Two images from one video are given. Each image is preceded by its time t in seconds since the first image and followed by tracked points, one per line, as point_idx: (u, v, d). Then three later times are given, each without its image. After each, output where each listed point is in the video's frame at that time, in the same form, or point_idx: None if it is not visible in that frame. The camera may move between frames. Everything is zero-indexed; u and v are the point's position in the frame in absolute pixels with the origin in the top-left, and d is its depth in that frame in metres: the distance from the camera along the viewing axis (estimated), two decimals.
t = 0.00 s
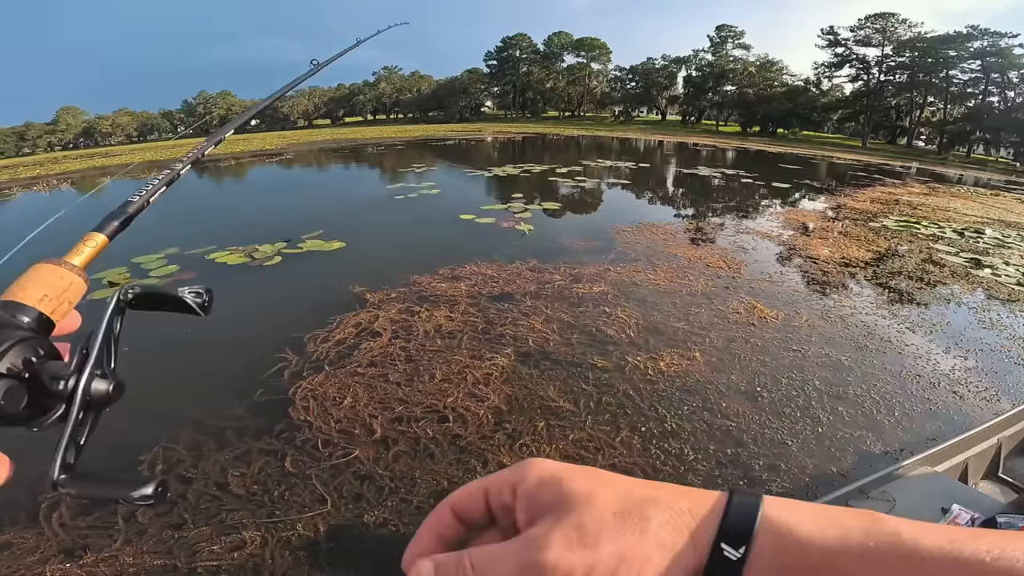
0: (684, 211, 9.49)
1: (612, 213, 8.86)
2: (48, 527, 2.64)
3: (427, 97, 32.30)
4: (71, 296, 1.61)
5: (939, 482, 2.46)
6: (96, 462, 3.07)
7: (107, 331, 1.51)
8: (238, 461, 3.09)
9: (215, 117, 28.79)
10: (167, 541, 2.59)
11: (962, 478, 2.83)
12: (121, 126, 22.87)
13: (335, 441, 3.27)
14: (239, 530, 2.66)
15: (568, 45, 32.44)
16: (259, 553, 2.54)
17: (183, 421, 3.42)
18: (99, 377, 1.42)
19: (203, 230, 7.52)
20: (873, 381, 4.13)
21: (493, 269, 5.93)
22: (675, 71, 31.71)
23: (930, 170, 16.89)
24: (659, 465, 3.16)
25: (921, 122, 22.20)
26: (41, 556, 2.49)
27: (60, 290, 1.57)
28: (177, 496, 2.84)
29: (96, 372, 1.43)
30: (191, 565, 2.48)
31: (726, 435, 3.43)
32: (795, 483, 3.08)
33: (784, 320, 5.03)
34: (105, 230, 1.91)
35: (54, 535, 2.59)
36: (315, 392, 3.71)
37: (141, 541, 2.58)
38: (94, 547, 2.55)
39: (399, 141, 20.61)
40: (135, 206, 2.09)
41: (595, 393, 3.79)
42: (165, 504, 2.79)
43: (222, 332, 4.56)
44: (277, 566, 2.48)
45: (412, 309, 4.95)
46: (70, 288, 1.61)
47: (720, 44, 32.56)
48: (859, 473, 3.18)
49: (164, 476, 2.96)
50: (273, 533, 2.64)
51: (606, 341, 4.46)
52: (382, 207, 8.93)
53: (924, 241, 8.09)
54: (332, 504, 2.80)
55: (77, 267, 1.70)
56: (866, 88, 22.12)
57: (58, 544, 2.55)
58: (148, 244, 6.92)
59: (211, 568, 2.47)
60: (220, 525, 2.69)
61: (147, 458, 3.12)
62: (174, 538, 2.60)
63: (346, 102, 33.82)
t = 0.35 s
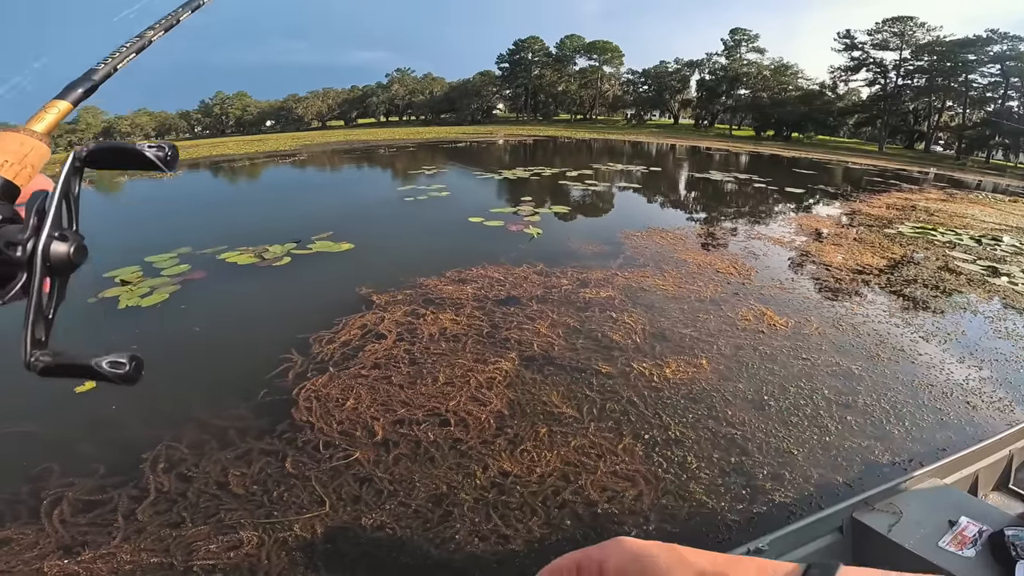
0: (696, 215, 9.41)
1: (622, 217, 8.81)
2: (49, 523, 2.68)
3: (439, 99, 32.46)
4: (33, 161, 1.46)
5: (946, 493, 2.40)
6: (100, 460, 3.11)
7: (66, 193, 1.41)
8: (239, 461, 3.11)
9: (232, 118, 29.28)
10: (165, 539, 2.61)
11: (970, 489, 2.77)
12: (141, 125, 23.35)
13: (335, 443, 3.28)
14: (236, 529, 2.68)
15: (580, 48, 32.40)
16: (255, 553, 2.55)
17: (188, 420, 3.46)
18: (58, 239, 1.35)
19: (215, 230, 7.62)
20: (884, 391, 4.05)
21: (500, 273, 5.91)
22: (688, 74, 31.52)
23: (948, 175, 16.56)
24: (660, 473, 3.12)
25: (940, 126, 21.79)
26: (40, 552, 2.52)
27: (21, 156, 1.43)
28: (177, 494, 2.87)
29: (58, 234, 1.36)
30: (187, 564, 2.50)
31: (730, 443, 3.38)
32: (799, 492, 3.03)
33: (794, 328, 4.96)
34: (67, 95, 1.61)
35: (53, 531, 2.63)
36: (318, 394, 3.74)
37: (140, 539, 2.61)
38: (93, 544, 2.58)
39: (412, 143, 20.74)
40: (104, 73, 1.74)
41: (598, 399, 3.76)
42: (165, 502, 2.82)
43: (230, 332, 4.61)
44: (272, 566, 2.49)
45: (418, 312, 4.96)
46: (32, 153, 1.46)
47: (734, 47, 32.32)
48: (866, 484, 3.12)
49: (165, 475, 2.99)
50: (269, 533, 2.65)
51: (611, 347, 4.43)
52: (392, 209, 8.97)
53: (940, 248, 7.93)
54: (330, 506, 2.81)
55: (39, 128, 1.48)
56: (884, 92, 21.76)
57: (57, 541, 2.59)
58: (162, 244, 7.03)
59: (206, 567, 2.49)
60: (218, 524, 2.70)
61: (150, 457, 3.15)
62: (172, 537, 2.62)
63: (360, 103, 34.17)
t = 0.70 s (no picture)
0: (713, 220, 9.31)
1: (637, 221, 8.75)
2: (67, 517, 2.75)
3: (455, 100, 32.60)
4: (71, 191, 1.51)
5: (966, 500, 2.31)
6: (118, 454, 3.19)
7: (106, 251, 1.27)
8: (254, 458, 3.16)
9: (252, 118, 29.78)
10: (179, 535, 2.66)
11: (990, 499, 2.70)
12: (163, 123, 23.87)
13: (348, 442, 3.31)
14: (249, 525, 2.72)
15: (597, 50, 32.29)
16: (266, 550, 2.59)
17: (205, 417, 3.52)
18: (104, 308, 1.24)
19: (234, 229, 7.74)
20: (903, 400, 3.95)
21: (515, 275, 5.92)
22: (707, 77, 31.22)
23: (974, 182, 16.15)
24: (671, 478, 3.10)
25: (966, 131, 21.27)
26: (56, 546, 2.58)
27: (59, 186, 1.47)
28: (192, 490, 2.92)
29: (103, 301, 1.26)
30: (199, 559, 2.54)
31: (744, 449, 3.34)
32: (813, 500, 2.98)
33: (812, 335, 4.88)
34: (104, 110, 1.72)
35: (70, 525, 2.70)
36: (332, 392, 3.78)
37: (154, 533, 2.66)
38: (108, 538, 2.63)
39: (429, 144, 20.88)
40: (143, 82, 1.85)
41: (612, 403, 3.74)
42: (181, 497, 2.87)
43: (247, 329, 4.68)
44: (283, 562, 2.53)
45: (432, 313, 4.99)
46: (69, 182, 1.50)
47: (754, 50, 31.96)
48: (882, 493, 3.06)
49: (182, 470, 3.05)
50: (281, 530, 2.69)
51: (625, 352, 4.40)
52: (408, 210, 9.03)
53: (964, 256, 7.74)
54: (341, 504, 2.84)
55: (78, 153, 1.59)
56: (908, 96, 21.29)
57: (73, 535, 2.65)
58: (182, 241, 7.16)
59: (219, 563, 2.52)
60: (231, 520, 2.74)
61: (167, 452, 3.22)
62: (186, 532, 2.67)
63: (377, 104, 34.51)
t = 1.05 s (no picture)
0: (733, 221, 9.22)
1: (656, 221, 8.71)
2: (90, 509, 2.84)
3: (472, 100, 32.73)
4: (54, 215, 1.35)
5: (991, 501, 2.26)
6: (143, 445, 3.27)
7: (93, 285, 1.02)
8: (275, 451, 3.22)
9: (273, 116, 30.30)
10: (200, 527, 2.73)
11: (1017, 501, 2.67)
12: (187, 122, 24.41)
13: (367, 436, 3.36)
14: (269, 518, 2.78)
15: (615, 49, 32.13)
16: (285, 543, 2.65)
17: (228, 410, 3.60)
18: (86, 353, 1.00)
19: (258, 225, 7.88)
20: (927, 405, 3.88)
21: (533, 273, 5.94)
22: (727, 76, 30.85)
23: (1004, 185, 15.73)
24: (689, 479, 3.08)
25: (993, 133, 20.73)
26: (79, 538, 2.68)
27: (40, 208, 1.32)
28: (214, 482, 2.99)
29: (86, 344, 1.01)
30: (219, 551, 2.61)
31: (763, 452, 3.31)
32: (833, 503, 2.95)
33: (835, 338, 4.81)
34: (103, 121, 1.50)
35: (93, 518, 2.79)
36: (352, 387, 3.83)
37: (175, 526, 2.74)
38: (129, 530, 2.72)
39: (447, 143, 21.02)
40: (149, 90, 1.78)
41: (630, 403, 3.73)
42: (203, 489, 2.94)
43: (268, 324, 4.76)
44: (301, 555, 2.58)
45: (451, 310, 5.03)
46: (53, 204, 1.34)
47: (776, 50, 31.52)
48: (904, 498, 3.01)
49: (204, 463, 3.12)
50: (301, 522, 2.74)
51: (643, 352, 4.39)
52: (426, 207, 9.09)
53: (993, 260, 7.55)
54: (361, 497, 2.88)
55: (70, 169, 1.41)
56: (935, 97, 20.78)
57: (97, 526, 2.74)
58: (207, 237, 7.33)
59: (238, 555, 2.59)
60: (252, 512, 2.80)
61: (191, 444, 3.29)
62: (207, 524, 2.74)
63: (395, 102, 34.81)
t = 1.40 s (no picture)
0: (749, 222, 9.13)
1: (670, 222, 8.65)
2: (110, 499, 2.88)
3: (486, 99, 32.78)
4: (101, 307, 1.10)
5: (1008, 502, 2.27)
6: (161, 438, 3.32)
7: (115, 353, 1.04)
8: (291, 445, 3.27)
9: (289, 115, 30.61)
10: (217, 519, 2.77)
11: None
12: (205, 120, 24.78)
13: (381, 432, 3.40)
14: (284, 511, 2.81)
15: (630, 49, 31.94)
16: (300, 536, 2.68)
17: (245, 405, 3.65)
18: (86, 417, 0.95)
19: (274, 222, 7.99)
20: (947, 408, 3.82)
21: (547, 272, 5.95)
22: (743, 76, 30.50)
23: None
24: (703, 479, 3.06)
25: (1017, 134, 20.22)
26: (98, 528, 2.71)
27: (88, 297, 1.08)
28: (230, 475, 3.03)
29: (90, 408, 0.97)
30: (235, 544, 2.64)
31: (778, 453, 3.28)
32: (849, 505, 2.91)
33: (852, 340, 4.74)
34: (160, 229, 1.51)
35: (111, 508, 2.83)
36: (367, 383, 3.88)
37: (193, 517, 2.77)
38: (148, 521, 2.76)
39: (461, 142, 21.10)
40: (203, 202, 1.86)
41: (643, 403, 3.72)
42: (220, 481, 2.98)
43: (285, 320, 4.83)
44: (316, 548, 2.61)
45: (465, 308, 5.06)
46: (103, 296, 1.10)
47: (793, 49, 31.10)
48: (922, 501, 2.96)
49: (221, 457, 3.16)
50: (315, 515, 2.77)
51: (658, 352, 4.37)
52: (440, 206, 9.15)
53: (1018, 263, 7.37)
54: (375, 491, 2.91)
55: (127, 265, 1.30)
56: (958, 96, 20.32)
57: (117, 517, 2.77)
58: (225, 233, 7.44)
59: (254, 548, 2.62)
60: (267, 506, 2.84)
61: (208, 438, 3.34)
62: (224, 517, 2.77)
63: (409, 101, 35.00)
